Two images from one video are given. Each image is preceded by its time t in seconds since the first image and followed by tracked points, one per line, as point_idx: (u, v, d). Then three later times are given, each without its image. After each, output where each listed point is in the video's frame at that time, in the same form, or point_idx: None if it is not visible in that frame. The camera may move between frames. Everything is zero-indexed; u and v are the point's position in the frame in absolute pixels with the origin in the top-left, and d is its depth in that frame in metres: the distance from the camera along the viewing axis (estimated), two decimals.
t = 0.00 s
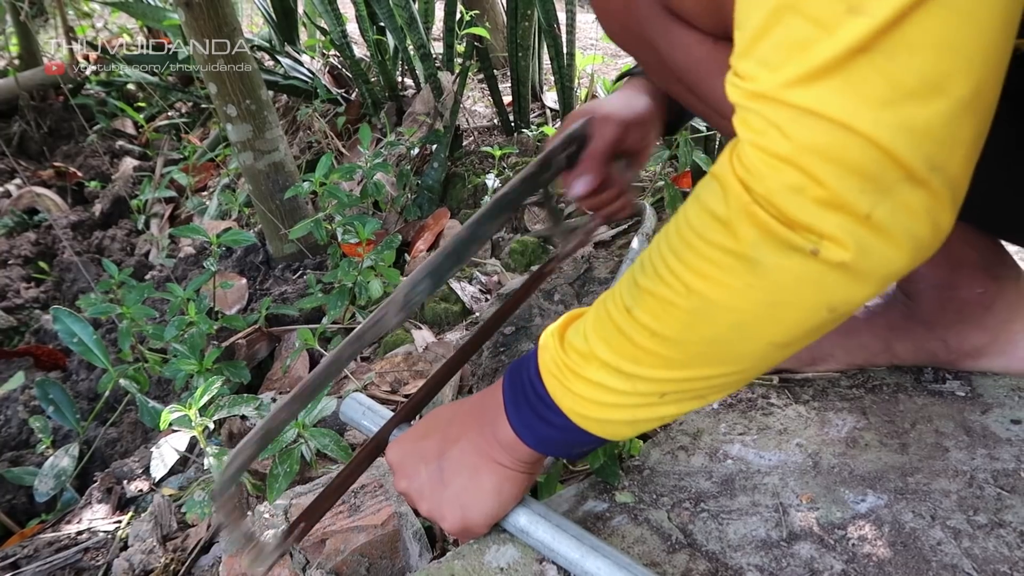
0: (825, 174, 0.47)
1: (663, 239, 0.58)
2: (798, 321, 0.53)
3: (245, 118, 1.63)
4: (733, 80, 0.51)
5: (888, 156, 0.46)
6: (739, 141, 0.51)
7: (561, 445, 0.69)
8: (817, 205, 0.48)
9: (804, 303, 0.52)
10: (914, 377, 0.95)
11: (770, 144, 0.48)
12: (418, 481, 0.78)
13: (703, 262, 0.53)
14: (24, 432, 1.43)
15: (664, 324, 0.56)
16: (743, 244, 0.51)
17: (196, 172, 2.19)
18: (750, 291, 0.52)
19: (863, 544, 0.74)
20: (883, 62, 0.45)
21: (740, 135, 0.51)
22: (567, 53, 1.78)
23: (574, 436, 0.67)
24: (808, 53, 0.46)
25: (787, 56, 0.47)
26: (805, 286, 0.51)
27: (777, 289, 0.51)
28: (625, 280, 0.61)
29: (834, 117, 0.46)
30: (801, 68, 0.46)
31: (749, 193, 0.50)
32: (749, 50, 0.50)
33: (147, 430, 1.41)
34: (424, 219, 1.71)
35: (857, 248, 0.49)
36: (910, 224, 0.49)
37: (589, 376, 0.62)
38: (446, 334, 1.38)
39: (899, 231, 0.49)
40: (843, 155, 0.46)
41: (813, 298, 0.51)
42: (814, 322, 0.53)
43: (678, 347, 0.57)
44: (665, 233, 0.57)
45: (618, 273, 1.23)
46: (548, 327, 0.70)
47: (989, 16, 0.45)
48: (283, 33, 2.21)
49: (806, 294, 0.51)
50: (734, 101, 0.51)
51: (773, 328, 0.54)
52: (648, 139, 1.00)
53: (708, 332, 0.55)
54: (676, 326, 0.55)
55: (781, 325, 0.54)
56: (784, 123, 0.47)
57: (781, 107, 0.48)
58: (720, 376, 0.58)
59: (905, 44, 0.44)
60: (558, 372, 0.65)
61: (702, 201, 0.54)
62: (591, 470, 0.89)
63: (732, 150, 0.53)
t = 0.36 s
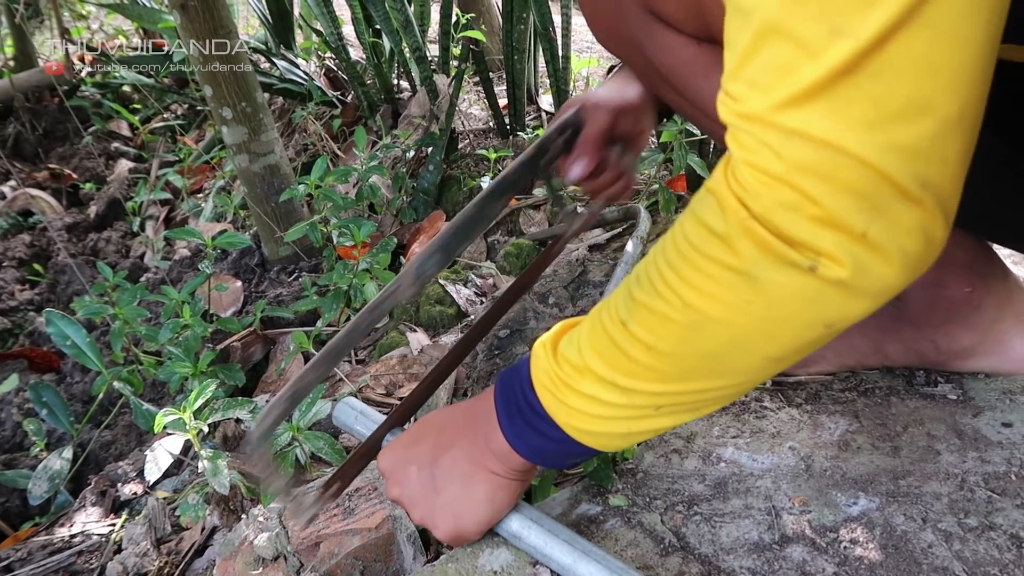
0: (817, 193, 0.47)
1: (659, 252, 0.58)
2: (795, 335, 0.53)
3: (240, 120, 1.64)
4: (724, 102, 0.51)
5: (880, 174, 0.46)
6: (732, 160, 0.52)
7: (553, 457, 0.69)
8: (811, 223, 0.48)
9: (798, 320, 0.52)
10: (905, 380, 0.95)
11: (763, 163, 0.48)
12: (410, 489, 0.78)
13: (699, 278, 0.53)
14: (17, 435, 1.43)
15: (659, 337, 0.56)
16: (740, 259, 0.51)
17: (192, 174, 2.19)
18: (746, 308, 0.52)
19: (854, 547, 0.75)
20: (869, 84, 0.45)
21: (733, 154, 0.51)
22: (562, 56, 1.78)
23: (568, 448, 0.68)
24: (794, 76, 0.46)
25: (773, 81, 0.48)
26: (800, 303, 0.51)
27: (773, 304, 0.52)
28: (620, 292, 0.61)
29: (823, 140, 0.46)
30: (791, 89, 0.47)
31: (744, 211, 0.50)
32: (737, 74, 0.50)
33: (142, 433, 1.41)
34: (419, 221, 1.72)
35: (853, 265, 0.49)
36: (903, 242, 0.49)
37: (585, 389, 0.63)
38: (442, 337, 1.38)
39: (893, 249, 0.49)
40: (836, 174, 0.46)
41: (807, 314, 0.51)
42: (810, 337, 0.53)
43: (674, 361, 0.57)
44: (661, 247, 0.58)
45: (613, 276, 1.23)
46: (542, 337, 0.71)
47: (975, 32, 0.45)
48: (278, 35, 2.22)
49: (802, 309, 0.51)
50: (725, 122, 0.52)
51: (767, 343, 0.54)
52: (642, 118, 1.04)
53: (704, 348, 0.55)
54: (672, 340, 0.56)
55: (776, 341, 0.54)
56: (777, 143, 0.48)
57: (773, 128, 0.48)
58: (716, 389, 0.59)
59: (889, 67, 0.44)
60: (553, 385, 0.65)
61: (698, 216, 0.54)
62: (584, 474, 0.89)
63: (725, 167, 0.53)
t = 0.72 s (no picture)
0: (780, 172, 0.48)
1: (634, 254, 0.59)
2: (760, 330, 0.53)
3: (241, 122, 1.64)
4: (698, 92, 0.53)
5: (838, 156, 0.46)
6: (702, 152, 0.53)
7: (543, 467, 0.69)
8: (773, 209, 0.49)
9: (765, 312, 0.52)
10: (904, 384, 0.95)
11: (728, 148, 0.50)
12: (402, 498, 0.78)
13: (668, 269, 0.54)
14: (17, 438, 1.43)
15: (628, 332, 0.57)
16: (705, 247, 0.52)
17: (192, 177, 2.20)
18: (713, 296, 0.53)
19: (855, 550, 0.75)
20: (831, 60, 0.46)
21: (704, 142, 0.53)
22: (562, 59, 1.78)
23: (552, 455, 0.67)
24: (759, 56, 0.48)
25: (740, 62, 0.49)
26: (766, 293, 0.51)
27: (738, 294, 0.52)
28: (599, 294, 0.62)
29: (785, 117, 0.47)
30: (751, 69, 0.48)
31: (710, 198, 0.51)
32: (710, 61, 0.52)
33: (142, 436, 1.41)
34: (419, 224, 1.72)
35: (815, 253, 0.49)
36: (871, 235, 0.49)
37: (560, 388, 0.63)
38: (442, 340, 1.38)
39: (859, 239, 0.49)
40: (793, 156, 0.47)
41: (771, 304, 0.52)
42: (776, 334, 0.53)
43: (643, 357, 0.57)
44: (637, 245, 0.59)
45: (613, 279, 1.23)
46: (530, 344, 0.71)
47: (942, 16, 0.46)
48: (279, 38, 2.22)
49: (767, 299, 0.51)
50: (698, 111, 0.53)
51: (735, 339, 0.54)
52: (566, 238, 1.00)
53: (674, 342, 0.55)
54: (642, 334, 0.56)
55: (745, 337, 0.54)
56: (739, 125, 0.49)
57: (736, 108, 0.49)
58: (690, 392, 0.58)
59: (851, 43, 0.46)
60: (531, 389, 0.66)
61: (671, 210, 0.55)
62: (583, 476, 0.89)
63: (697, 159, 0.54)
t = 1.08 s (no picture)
0: (827, 202, 0.47)
1: (671, 259, 0.58)
2: (805, 345, 0.53)
3: (244, 123, 1.64)
4: (734, 114, 0.52)
5: (892, 183, 0.45)
6: (743, 168, 0.52)
7: (562, 461, 0.69)
8: (823, 232, 0.48)
9: (809, 328, 0.52)
10: (909, 384, 0.95)
11: (774, 171, 0.48)
12: (411, 474, 0.78)
13: (709, 284, 0.53)
14: (21, 437, 1.43)
15: (668, 341, 0.56)
16: (747, 265, 0.51)
17: (195, 177, 2.20)
18: (757, 312, 0.52)
19: (859, 551, 0.75)
20: (877, 91, 0.45)
21: (743, 163, 0.52)
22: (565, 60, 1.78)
23: (578, 451, 0.67)
24: (802, 89, 0.47)
25: (782, 93, 0.48)
26: (811, 310, 0.51)
27: (783, 311, 0.51)
28: (632, 298, 0.61)
29: (835, 146, 0.46)
30: (801, 97, 0.46)
31: (755, 218, 0.50)
32: (747, 87, 0.50)
33: (145, 436, 1.41)
34: (422, 225, 1.72)
35: (867, 272, 0.48)
36: (918, 253, 0.48)
37: (593, 391, 0.63)
38: (445, 340, 1.38)
39: (906, 257, 0.48)
40: (845, 183, 0.46)
41: (818, 321, 0.51)
42: (820, 347, 0.53)
43: (684, 365, 0.57)
44: (672, 253, 0.58)
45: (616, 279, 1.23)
46: (555, 342, 0.70)
47: (987, 41, 0.44)
48: (282, 39, 2.23)
49: (812, 317, 0.51)
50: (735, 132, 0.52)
51: (778, 350, 0.54)
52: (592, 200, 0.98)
53: (714, 352, 0.55)
54: (681, 345, 0.56)
55: (786, 350, 0.53)
56: (785, 151, 0.48)
57: (783, 135, 0.48)
58: (726, 397, 0.58)
59: (900, 75, 0.44)
60: (563, 387, 0.66)
61: (710, 222, 0.54)
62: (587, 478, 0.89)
63: (736, 175, 0.53)
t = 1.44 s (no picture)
0: (832, 230, 0.47)
1: (674, 280, 0.58)
2: (809, 372, 0.53)
3: (246, 123, 1.64)
4: (739, 135, 0.52)
5: (896, 211, 0.45)
6: (746, 192, 0.52)
7: (562, 474, 0.69)
8: (828, 261, 0.48)
9: (814, 356, 0.52)
10: (912, 385, 0.95)
11: (778, 198, 0.48)
12: (410, 485, 0.77)
13: (711, 308, 0.53)
14: (23, 437, 1.43)
15: (671, 365, 0.56)
16: (752, 291, 0.51)
17: (196, 177, 2.20)
18: (760, 339, 0.52)
19: (864, 551, 0.75)
20: (885, 114, 0.45)
21: (748, 186, 0.52)
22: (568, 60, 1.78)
23: (573, 465, 0.68)
24: (805, 113, 0.47)
25: (785, 116, 0.48)
26: (815, 338, 0.51)
27: (788, 339, 0.51)
28: (633, 319, 0.61)
29: (840, 172, 0.46)
30: (804, 123, 0.47)
31: (759, 243, 0.50)
32: (749, 110, 0.50)
33: (147, 436, 1.41)
34: (424, 225, 1.72)
35: (874, 302, 0.48)
36: (925, 281, 0.48)
37: (594, 410, 0.63)
38: (447, 340, 1.38)
39: (912, 286, 0.48)
40: (849, 210, 0.46)
41: (822, 349, 0.51)
42: (825, 373, 0.53)
43: (686, 389, 0.57)
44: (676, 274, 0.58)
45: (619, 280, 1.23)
46: (555, 355, 0.70)
47: (991, 65, 0.45)
48: (283, 39, 2.23)
49: (817, 345, 0.51)
50: (739, 155, 0.52)
51: (781, 377, 0.54)
52: (653, 140, 1.12)
53: (716, 377, 0.55)
54: (683, 369, 0.56)
55: (790, 376, 0.53)
56: (790, 177, 0.48)
57: (786, 161, 0.48)
58: (729, 420, 0.58)
59: (904, 100, 0.44)
60: (563, 404, 0.66)
61: (714, 245, 0.54)
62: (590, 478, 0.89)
63: (739, 198, 0.53)
